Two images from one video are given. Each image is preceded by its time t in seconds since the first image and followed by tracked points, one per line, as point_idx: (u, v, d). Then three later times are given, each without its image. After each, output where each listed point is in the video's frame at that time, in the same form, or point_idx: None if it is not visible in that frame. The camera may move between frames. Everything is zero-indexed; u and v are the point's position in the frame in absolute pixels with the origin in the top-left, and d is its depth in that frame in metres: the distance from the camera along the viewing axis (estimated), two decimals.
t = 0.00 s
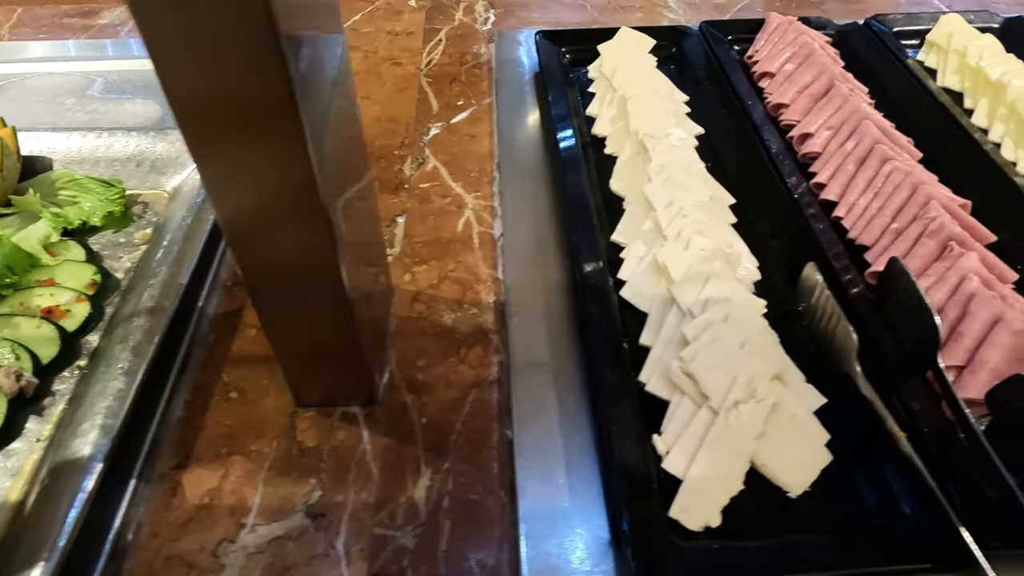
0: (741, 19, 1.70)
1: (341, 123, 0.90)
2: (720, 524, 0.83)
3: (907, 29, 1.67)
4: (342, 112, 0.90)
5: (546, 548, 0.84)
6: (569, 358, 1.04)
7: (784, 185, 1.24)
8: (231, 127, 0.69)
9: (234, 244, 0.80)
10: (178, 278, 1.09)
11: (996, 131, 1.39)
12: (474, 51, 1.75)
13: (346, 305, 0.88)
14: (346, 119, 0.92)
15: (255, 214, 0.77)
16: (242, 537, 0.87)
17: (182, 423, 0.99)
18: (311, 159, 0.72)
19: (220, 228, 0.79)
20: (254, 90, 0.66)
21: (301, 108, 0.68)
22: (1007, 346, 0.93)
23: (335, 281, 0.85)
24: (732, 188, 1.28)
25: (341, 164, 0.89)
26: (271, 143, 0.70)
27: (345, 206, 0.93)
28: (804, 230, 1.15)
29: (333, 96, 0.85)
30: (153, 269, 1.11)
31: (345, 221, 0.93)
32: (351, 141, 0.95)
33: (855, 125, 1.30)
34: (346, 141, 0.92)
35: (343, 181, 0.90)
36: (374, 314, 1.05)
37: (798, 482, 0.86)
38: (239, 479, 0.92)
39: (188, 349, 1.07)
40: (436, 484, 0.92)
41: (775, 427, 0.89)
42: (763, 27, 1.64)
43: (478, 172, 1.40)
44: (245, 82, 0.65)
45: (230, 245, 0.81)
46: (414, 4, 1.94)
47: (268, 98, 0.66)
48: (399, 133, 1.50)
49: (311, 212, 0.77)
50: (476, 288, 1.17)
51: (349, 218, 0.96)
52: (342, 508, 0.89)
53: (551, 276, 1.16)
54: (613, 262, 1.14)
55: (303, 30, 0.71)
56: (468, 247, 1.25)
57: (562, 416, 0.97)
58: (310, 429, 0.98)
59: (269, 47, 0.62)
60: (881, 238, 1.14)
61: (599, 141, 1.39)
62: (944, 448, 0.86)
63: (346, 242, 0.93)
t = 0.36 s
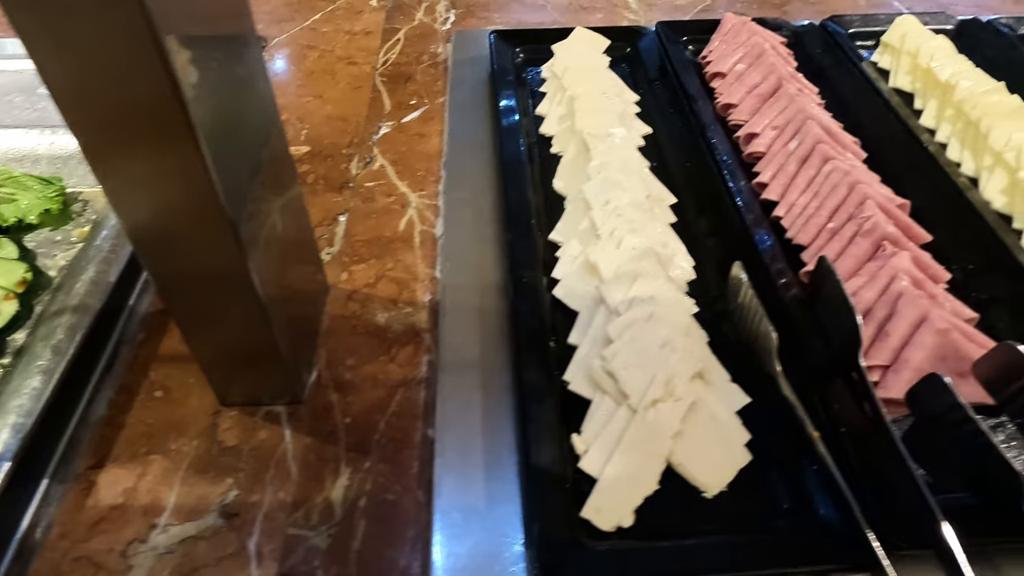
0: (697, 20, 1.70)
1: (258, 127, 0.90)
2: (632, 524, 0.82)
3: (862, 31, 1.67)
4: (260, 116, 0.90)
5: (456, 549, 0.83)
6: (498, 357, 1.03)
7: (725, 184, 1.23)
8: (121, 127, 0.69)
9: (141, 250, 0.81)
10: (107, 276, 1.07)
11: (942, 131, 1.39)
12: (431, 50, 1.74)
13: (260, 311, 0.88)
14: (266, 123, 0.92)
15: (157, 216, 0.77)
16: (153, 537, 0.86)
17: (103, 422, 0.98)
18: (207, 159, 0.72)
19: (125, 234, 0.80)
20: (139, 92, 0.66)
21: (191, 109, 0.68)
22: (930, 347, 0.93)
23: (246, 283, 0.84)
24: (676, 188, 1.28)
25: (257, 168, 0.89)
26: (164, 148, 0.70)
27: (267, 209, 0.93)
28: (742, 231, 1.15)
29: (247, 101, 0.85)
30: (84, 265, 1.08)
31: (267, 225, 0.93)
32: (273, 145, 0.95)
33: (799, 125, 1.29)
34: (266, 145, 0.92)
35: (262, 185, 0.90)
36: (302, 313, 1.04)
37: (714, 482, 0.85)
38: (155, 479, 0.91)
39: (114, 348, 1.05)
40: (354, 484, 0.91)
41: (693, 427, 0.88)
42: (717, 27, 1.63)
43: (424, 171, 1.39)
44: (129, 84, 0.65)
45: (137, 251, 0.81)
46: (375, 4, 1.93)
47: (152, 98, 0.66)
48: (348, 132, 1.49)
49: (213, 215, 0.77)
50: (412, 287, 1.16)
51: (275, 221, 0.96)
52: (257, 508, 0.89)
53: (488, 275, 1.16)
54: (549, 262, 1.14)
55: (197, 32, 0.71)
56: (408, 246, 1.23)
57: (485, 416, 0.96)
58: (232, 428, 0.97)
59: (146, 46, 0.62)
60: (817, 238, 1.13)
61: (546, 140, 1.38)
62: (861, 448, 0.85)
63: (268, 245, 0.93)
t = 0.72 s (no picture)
0: (646, 18, 1.70)
1: (178, 133, 0.90)
2: (532, 517, 0.83)
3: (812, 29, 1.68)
4: (180, 122, 0.91)
5: (356, 542, 0.84)
6: (417, 353, 1.04)
7: (656, 181, 1.24)
8: (6, 130, 0.69)
9: (47, 257, 0.81)
10: (31, 270, 1.08)
11: (881, 129, 1.39)
12: (384, 48, 1.74)
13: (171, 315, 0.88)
14: (188, 130, 0.93)
15: (54, 219, 0.77)
16: (57, 531, 0.86)
17: (18, 415, 0.98)
18: (96, 165, 0.72)
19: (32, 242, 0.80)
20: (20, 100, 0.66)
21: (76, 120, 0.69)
22: (839, 342, 0.94)
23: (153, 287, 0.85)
24: (609, 185, 1.28)
25: (173, 173, 0.89)
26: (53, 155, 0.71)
27: (188, 214, 0.93)
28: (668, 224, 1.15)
29: (162, 107, 0.85)
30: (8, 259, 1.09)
31: (187, 228, 0.93)
32: (198, 152, 0.96)
33: (733, 123, 1.30)
34: (187, 150, 0.92)
35: (180, 191, 0.91)
36: (224, 307, 1.04)
37: (616, 475, 0.86)
38: (65, 473, 0.92)
39: (35, 343, 1.05)
40: (263, 478, 0.91)
41: (597, 420, 0.89)
42: (665, 26, 1.64)
43: (365, 167, 1.39)
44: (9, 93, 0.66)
45: (43, 258, 0.82)
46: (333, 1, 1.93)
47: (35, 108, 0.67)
48: (293, 128, 1.49)
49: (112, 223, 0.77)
50: (341, 282, 1.17)
51: (200, 226, 0.97)
52: (164, 502, 0.89)
53: (415, 271, 1.16)
54: (474, 258, 1.14)
55: (93, 38, 0.71)
56: (341, 241, 1.24)
57: (400, 411, 0.97)
58: (147, 422, 0.97)
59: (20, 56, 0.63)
60: (742, 234, 1.14)
61: (486, 136, 1.38)
62: (762, 443, 0.86)
63: (188, 250, 0.93)
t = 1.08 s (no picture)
0: (595, 20, 1.72)
1: (99, 133, 0.91)
2: (435, 506, 0.84)
3: (760, 31, 1.70)
4: (100, 123, 0.91)
5: (261, 532, 0.84)
6: (339, 345, 1.04)
7: (588, 179, 1.26)
8: None
9: None
10: None
11: (819, 129, 1.40)
12: (337, 48, 1.76)
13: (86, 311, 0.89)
14: (110, 130, 0.93)
15: None
16: None
17: None
18: None
19: None
20: None
21: None
22: (750, 334, 0.95)
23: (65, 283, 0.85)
24: (544, 182, 1.30)
25: (91, 172, 0.90)
26: None
27: (110, 213, 0.93)
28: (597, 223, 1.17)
29: (76, 106, 0.86)
30: None
31: (109, 227, 0.93)
32: (122, 152, 0.96)
33: (668, 121, 1.32)
34: (106, 150, 0.92)
35: (99, 190, 0.91)
36: (149, 301, 1.05)
37: (522, 465, 0.87)
38: None
39: None
40: (177, 468, 0.92)
41: (506, 411, 0.90)
42: (613, 28, 1.66)
43: (306, 164, 1.40)
44: None
45: None
46: (290, 2, 1.95)
47: None
48: (238, 126, 1.51)
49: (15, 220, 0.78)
50: (272, 277, 1.18)
51: (125, 224, 0.97)
52: (75, 491, 0.90)
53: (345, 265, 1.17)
54: (403, 253, 1.15)
55: None
56: (275, 237, 1.25)
57: (316, 401, 0.97)
58: (66, 414, 0.98)
59: None
60: (668, 230, 1.16)
61: (427, 135, 1.40)
62: (666, 433, 0.87)
63: (110, 248, 0.93)
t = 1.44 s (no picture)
0: (543, 22, 1.74)
1: (9, 133, 0.91)
2: (335, 500, 0.84)
3: (706, 33, 1.72)
4: (12, 125, 0.91)
5: (162, 526, 0.85)
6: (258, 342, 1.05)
7: (518, 180, 1.27)
8: None
9: None
10: None
11: (754, 129, 1.42)
12: (287, 48, 1.78)
13: None
14: (22, 132, 0.93)
15: None
16: None
17: None
18: None
19: None
20: None
21: None
22: (658, 331, 0.96)
23: None
24: (477, 181, 1.31)
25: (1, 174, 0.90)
26: None
27: (24, 214, 0.94)
28: (524, 223, 1.19)
29: None
30: None
31: (23, 228, 0.94)
32: (37, 154, 0.96)
33: (601, 122, 1.33)
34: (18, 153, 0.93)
35: (10, 192, 0.91)
36: (70, 298, 1.05)
37: (424, 460, 0.88)
38: None
39: None
40: (86, 463, 0.92)
41: (411, 407, 0.91)
42: (560, 29, 1.68)
43: (245, 163, 1.41)
44: None
45: None
46: (245, 3, 1.96)
47: None
48: (181, 125, 1.52)
49: None
50: (200, 274, 1.19)
51: (43, 225, 0.97)
52: None
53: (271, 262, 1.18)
54: (329, 250, 1.16)
55: None
56: (208, 235, 1.26)
57: (231, 397, 0.98)
58: None
59: None
60: (592, 229, 1.17)
61: (366, 134, 1.41)
62: (567, 429, 0.88)
63: (26, 250, 0.94)
